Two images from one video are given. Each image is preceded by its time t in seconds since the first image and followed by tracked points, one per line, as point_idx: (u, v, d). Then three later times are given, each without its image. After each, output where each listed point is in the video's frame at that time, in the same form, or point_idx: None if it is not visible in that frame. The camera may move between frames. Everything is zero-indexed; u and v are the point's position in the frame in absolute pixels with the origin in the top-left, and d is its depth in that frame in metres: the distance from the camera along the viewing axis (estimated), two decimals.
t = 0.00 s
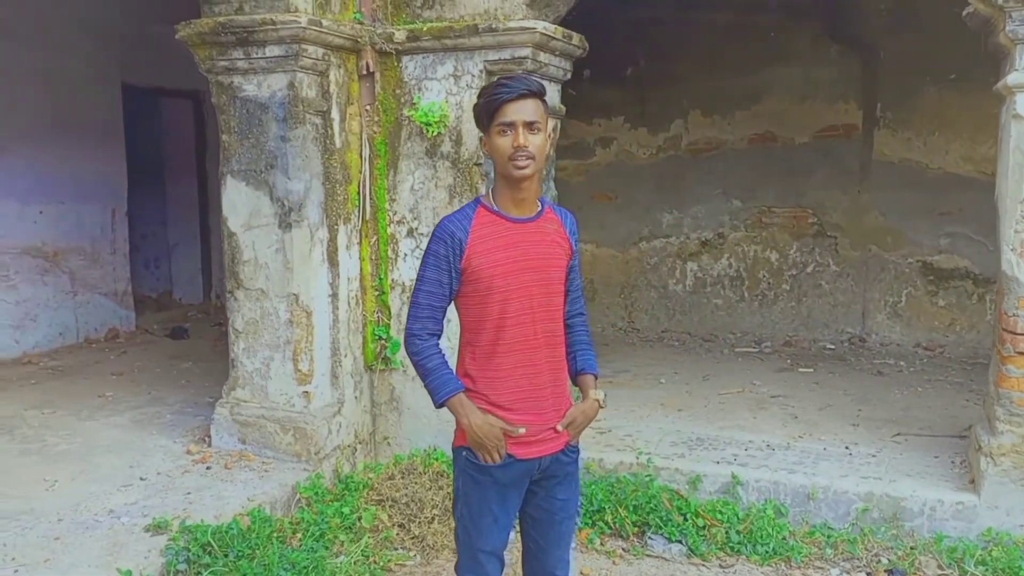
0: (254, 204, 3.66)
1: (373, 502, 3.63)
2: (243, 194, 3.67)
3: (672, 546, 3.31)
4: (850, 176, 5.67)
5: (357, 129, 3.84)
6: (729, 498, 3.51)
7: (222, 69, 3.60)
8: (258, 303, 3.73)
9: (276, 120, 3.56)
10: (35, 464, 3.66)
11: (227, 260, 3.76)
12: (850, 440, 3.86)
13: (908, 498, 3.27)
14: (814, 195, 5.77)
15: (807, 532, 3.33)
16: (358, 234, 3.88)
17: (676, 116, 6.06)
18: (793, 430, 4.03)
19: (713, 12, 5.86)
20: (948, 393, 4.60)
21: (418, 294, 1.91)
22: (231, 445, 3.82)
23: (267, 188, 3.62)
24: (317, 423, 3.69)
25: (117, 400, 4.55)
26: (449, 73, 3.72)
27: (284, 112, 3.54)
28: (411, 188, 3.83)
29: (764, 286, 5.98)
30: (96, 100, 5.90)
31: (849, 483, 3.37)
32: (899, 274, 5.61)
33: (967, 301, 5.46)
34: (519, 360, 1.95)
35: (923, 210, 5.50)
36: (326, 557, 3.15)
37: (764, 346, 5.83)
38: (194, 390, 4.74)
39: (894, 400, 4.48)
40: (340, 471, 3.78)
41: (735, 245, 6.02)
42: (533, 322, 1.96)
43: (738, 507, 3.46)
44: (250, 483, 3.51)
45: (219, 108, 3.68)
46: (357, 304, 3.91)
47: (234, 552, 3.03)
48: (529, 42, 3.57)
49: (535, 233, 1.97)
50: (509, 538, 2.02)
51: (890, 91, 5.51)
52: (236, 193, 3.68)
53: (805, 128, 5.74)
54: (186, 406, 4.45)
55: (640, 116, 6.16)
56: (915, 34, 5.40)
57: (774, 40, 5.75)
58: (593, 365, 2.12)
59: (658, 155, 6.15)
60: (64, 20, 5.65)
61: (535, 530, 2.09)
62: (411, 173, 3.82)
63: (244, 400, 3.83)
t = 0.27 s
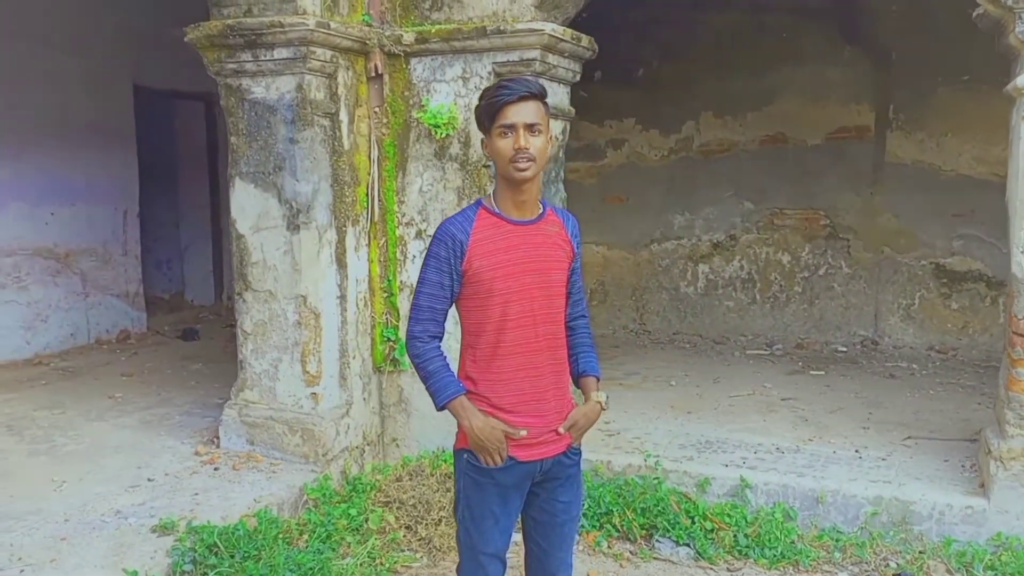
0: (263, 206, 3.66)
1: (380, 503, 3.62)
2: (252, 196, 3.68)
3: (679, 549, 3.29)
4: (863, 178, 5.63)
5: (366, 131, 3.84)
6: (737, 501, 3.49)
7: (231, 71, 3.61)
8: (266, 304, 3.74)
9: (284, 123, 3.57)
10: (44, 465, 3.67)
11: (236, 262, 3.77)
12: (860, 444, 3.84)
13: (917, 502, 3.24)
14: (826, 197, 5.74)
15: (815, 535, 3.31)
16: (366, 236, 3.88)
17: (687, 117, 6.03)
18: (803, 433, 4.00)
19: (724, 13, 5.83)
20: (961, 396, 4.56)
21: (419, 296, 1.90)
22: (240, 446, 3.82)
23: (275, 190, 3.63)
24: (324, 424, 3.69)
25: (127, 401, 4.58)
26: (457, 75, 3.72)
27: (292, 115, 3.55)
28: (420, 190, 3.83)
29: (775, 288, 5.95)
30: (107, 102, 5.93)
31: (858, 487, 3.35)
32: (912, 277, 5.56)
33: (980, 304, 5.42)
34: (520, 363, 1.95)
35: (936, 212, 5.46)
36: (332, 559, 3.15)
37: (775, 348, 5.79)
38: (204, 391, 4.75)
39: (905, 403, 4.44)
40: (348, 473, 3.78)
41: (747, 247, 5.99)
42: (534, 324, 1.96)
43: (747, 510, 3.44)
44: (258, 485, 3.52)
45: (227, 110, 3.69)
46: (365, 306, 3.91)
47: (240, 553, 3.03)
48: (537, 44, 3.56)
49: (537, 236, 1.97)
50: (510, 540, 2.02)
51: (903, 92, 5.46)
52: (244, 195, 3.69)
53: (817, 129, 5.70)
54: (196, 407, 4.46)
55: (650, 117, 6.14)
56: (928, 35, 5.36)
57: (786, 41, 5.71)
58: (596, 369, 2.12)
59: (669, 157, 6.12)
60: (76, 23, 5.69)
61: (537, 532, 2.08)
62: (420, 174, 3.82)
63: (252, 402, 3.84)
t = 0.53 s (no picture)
0: (269, 208, 3.67)
1: (385, 505, 3.62)
2: (259, 197, 3.68)
3: (685, 552, 3.27)
4: (872, 181, 5.60)
5: (373, 133, 3.84)
6: (744, 504, 3.48)
7: (238, 73, 3.62)
8: (272, 306, 3.74)
9: (290, 124, 3.57)
10: (51, 465, 3.69)
11: (242, 263, 3.77)
12: (867, 447, 3.82)
13: (924, 505, 3.22)
14: (836, 199, 5.70)
15: (821, 539, 3.29)
16: (373, 237, 3.88)
17: (696, 120, 6.02)
18: (810, 436, 3.98)
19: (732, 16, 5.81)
20: (970, 400, 4.52)
21: (418, 298, 1.90)
22: (246, 448, 3.83)
23: (281, 192, 3.63)
24: (330, 426, 3.69)
25: (135, 402, 4.59)
26: (464, 77, 3.71)
27: (299, 116, 3.55)
28: (426, 192, 3.82)
29: (785, 291, 5.92)
30: (117, 104, 5.96)
31: (865, 490, 3.33)
32: (922, 280, 5.52)
33: (990, 307, 5.38)
34: (519, 364, 1.94)
35: (946, 215, 5.42)
36: (336, 560, 3.15)
37: (784, 351, 5.76)
38: (211, 392, 4.77)
39: (913, 406, 4.41)
40: (354, 474, 3.78)
41: (756, 250, 5.96)
42: (533, 325, 1.95)
43: (752, 513, 3.42)
44: (263, 486, 3.52)
45: (234, 112, 3.70)
46: (372, 308, 3.91)
47: (245, 554, 3.04)
48: (543, 46, 3.55)
49: (536, 237, 1.96)
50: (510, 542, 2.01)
51: (913, 94, 5.43)
52: (251, 197, 3.70)
53: (827, 132, 5.67)
54: (203, 408, 4.48)
55: (659, 120, 6.12)
56: (939, 37, 5.32)
57: (795, 43, 5.69)
58: (597, 371, 2.11)
59: (677, 159, 6.11)
60: (85, 26, 5.72)
61: (537, 535, 2.08)
62: (426, 176, 3.82)
63: (258, 403, 3.85)
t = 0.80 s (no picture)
0: (273, 209, 3.67)
1: (389, 507, 3.62)
2: (263, 199, 3.69)
3: (689, 555, 3.26)
4: (879, 183, 5.57)
5: (377, 135, 3.84)
6: (748, 507, 3.46)
7: (243, 75, 3.63)
8: (276, 307, 3.75)
9: (294, 126, 3.58)
10: (55, 466, 3.70)
11: (246, 265, 3.78)
12: (872, 450, 3.80)
13: (929, 509, 3.20)
14: (843, 202, 5.68)
15: (826, 542, 3.27)
16: (377, 239, 3.88)
17: (702, 122, 6.01)
18: (816, 439, 3.97)
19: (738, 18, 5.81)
20: (977, 404, 4.50)
21: (416, 301, 1.91)
22: (250, 449, 3.83)
23: (285, 194, 3.64)
24: (334, 427, 3.69)
25: (140, 403, 4.60)
26: (468, 79, 3.71)
27: (303, 118, 3.56)
28: (430, 194, 3.82)
29: (791, 294, 5.90)
30: (123, 107, 5.98)
31: (870, 493, 3.31)
32: (929, 283, 5.50)
33: (997, 311, 5.35)
34: (518, 366, 1.94)
35: (953, 218, 5.39)
36: (338, 562, 3.15)
37: (790, 354, 5.74)
38: (216, 394, 4.77)
39: (919, 410, 4.39)
40: (357, 476, 3.78)
41: (762, 253, 5.94)
42: (532, 327, 1.95)
43: (757, 516, 3.41)
44: (267, 488, 3.52)
45: (239, 114, 3.70)
46: (376, 310, 3.91)
47: (247, 556, 3.03)
48: (547, 48, 3.55)
49: (535, 239, 1.96)
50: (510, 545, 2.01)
51: (919, 97, 5.41)
52: (255, 198, 3.70)
53: (833, 134, 5.65)
54: (208, 410, 4.48)
55: (665, 122, 6.11)
56: (946, 39, 5.30)
57: (801, 46, 5.68)
58: (598, 373, 2.10)
59: (683, 162, 6.10)
60: (92, 29, 5.74)
61: (537, 538, 2.07)
62: (430, 178, 3.81)
63: (262, 405, 3.85)
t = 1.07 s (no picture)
0: (276, 211, 3.68)
1: (390, 509, 3.62)
2: (266, 200, 3.70)
3: (690, 559, 3.26)
4: (883, 186, 5.56)
5: (380, 136, 3.85)
6: (750, 510, 3.46)
7: (246, 77, 3.63)
8: (279, 309, 3.76)
9: (298, 128, 3.59)
10: (57, 467, 3.71)
11: (249, 266, 3.79)
12: (875, 454, 3.79)
13: (931, 513, 3.19)
14: (846, 205, 5.67)
15: (828, 546, 3.26)
16: (379, 241, 3.88)
17: (705, 125, 6.00)
18: (818, 442, 3.96)
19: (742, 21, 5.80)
20: (980, 407, 4.48)
21: (415, 305, 1.90)
22: (252, 450, 3.84)
23: (288, 195, 3.65)
24: (336, 429, 3.70)
25: (144, 404, 4.62)
26: (471, 81, 3.72)
27: (306, 120, 3.57)
28: (433, 196, 3.83)
29: (794, 297, 5.89)
30: (128, 109, 6.00)
31: (872, 497, 3.31)
32: (933, 286, 5.48)
33: (1001, 314, 5.33)
34: (518, 369, 1.94)
35: (957, 221, 5.38)
36: (338, 563, 3.15)
37: (793, 357, 5.73)
38: (219, 395, 4.78)
39: (922, 413, 4.38)
40: (359, 478, 3.78)
41: (766, 256, 5.93)
42: (533, 329, 1.95)
43: (758, 519, 3.41)
44: (268, 489, 3.53)
45: (242, 116, 3.71)
46: (378, 311, 3.92)
47: (248, 557, 3.04)
48: (550, 50, 3.55)
49: (534, 241, 1.97)
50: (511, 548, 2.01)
51: (924, 100, 5.39)
52: (258, 200, 3.71)
53: (837, 137, 5.65)
54: (211, 410, 4.49)
55: (669, 125, 6.11)
56: (950, 42, 5.29)
57: (806, 49, 5.67)
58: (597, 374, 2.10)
59: (687, 164, 6.09)
60: (97, 30, 5.76)
61: (538, 540, 2.07)
62: (433, 180, 3.82)
63: (264, 405, 3.86)
